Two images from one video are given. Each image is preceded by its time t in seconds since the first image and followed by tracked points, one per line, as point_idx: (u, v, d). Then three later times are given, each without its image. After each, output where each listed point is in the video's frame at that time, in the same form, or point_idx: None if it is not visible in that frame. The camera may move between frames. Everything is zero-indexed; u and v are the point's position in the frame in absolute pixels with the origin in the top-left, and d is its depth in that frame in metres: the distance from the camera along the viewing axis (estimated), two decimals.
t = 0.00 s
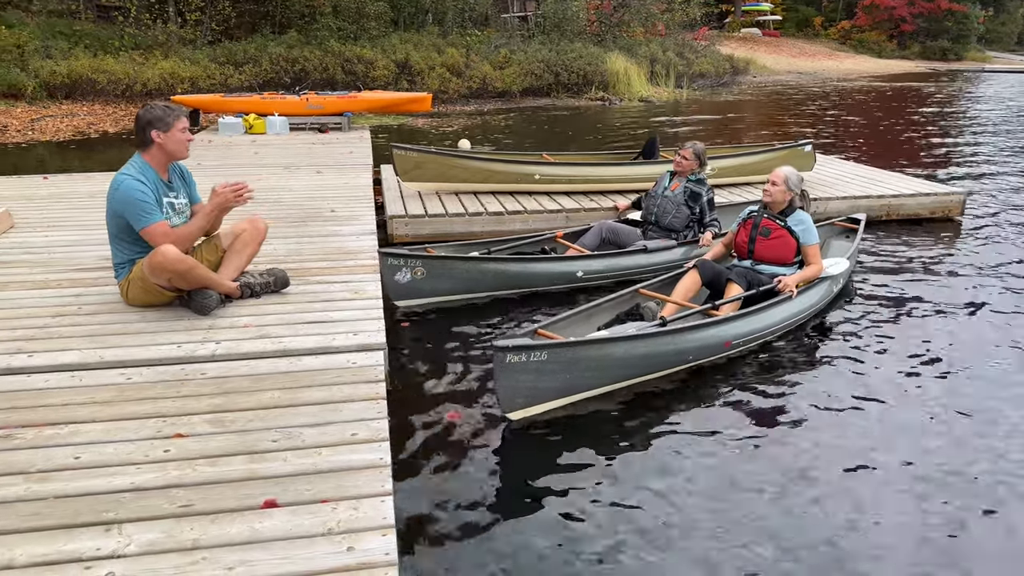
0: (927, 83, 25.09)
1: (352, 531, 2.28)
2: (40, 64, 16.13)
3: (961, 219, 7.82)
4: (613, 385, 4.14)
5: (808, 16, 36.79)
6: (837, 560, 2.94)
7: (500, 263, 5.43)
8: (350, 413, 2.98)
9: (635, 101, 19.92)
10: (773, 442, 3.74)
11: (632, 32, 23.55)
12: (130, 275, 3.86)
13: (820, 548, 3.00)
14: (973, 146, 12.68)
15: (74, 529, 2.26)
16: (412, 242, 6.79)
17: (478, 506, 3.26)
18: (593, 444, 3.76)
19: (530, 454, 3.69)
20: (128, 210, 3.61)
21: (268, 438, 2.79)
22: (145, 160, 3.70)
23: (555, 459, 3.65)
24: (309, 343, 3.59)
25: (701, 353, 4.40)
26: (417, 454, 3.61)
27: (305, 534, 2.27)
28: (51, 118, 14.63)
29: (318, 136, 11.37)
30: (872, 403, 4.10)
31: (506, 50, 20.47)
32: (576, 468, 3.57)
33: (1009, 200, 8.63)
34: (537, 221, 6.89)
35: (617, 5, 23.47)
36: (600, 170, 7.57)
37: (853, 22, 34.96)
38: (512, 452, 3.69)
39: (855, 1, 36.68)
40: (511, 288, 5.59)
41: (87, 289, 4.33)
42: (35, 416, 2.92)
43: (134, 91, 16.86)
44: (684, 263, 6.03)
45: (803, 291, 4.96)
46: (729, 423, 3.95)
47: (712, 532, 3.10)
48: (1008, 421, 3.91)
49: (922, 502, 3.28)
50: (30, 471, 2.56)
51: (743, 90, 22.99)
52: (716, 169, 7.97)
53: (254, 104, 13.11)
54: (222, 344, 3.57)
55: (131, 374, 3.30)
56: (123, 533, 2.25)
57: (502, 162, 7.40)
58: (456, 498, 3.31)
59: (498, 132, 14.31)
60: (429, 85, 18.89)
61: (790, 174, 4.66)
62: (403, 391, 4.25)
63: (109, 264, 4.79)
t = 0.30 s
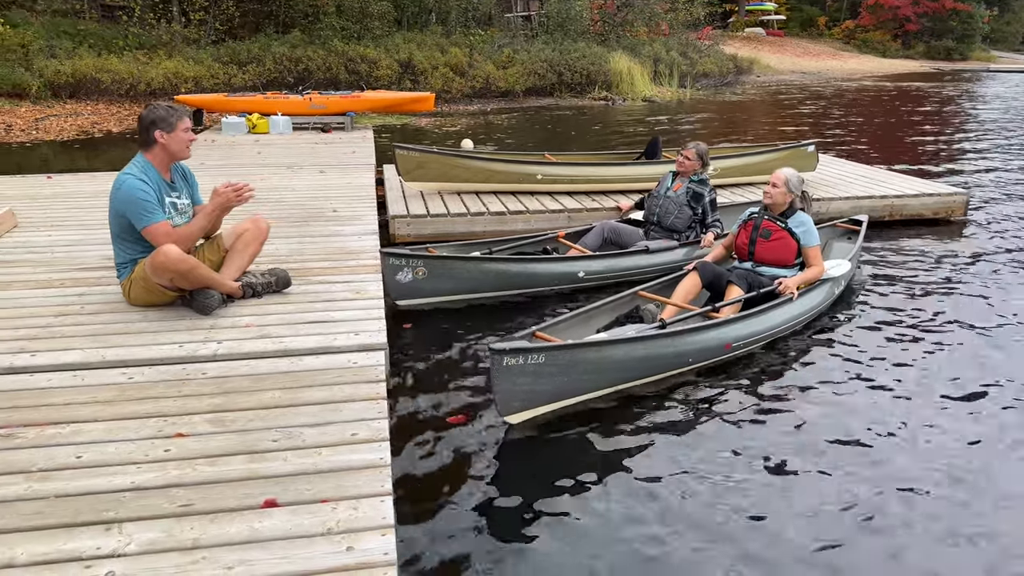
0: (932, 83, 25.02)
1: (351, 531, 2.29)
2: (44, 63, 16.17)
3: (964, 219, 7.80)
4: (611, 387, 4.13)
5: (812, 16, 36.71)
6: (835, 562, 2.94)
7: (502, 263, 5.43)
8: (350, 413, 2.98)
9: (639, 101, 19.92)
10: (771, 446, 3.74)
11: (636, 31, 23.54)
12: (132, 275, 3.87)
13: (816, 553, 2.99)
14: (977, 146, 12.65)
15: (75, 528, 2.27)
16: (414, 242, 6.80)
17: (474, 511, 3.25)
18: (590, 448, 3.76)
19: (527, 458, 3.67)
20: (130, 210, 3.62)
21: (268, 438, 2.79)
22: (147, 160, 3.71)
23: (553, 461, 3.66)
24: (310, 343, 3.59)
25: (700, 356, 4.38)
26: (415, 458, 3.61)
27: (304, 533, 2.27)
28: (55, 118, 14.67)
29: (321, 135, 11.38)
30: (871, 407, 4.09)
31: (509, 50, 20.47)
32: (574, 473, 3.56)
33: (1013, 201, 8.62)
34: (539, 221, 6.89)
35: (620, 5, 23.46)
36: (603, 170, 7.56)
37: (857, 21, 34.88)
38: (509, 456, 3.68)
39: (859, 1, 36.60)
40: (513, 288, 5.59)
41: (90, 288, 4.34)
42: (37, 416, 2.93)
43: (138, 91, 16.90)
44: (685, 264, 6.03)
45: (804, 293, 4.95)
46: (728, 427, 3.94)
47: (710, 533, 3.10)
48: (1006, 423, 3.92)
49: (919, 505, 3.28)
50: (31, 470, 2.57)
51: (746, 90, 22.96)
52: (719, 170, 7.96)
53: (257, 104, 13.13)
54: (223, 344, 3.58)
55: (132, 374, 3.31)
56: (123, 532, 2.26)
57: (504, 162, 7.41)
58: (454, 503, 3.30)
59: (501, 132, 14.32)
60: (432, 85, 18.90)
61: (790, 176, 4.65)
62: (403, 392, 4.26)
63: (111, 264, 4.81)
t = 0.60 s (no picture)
0: (935, 83, 24.99)
1: (351, 531, 2.30)
2: (47, 63, 16.21)
3: (966, 220, 7.80)
4: (611, 391, 4.13)
5: (815, 16, 36.64)
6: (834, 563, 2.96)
7: (504, 264, 5.44)
8: (351, 414, 2.99)
9: (641, 101, 19.93)
10: (770, 449, 3.73)
11: (638, 31, 23.55)
12: (135, 275, 3.88)
13: (815, 555, 3.00)
14: (979, 146, 12.63)
15: (76, 528, 2.28)
16: (416, 243, 6.81)
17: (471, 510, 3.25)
18: (592, 449, 3.76)
19: (525, 460, 3.66)
20: (131, 210, 3.63)
21: (269, 439, 2.80)
22: (148, 161, 3.73)
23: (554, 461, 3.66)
24: (312, 343, 3.60)
25: (699, 358, 4.38)
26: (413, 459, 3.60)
27: (305, 534, 2.29)
28: (58, 118, 14.71)
29: (324, 136, 11.40)
30: (871, 411, 4.09)
31: (512, 50, 20.47)
32: (573, 473, 3.56)
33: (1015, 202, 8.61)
34: (540, 222, 6.90)
35: (623, 5, 23.48)
36: (604, 171, 7.57)
37: (860, 21, 34.85)
38: (508, 457, 3.67)
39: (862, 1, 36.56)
40: (514, 289, 5.60)
41: (92, 289, 4.35)
42: (39, 416, 2.94)
43: (141, 90, 16.93)
44: (686, 265, 6.04)
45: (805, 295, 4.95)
46: (727, 429, 3.94)
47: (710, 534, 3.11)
48: (1006, 426, 3.92)
49: (919, 509, 3.28)
50: (34, 470, 2.58)
51: (749, 90, 22.94)
52: (720, 170, 7.97)
53: (260, 104, 13.15)
54: (225, 344, 3.60)
55: (134, 374, 3.32)
56: (125, 532, 2.28)
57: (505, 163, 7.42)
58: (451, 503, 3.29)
59: (503, 132, 14.34)
60: (435, 85, 18.92)
61: (790, 178, 4.65)
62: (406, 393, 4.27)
63: (114, 264, 4.82)
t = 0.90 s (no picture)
0: (937, 84, 24.95)
1: (354, 530, 2.31)
2: (51, 63, 16.25)
3: (968, 221, 7.79)
4: (611, 394, 4.12)
5: (818, 16, 36.58)
6: (834, 563, 2.96)
7: (506, 264, 5.46)
8: (354, 413, 3.00)
9: (643, 101, 19.93)
10: (771, 451, 3.72)
11: (641, 31, 23.53)
12: (138, 275, 3.90)
13: (815, 556, 3.00)
14: (982, 147, 12.61)
15: (81, 527, 2.30)
16: (418, 243, 6.83)
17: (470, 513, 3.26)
18: (592, 451, 3.76)
19: (525, 463, 3.66)
20: (134, 210, 3.65)
21: (272, 438, 2.82)
22: (152, 161, 3.74)
23: (555, 464, 3.66)
24: (314, 343, 3.62)
25: (700, 362, 4.37)
26: (414, 462, 3.60)
27: (308, 532, 2.30)
28: (61, 118, 14.74)
29: (326, 136, 11.42)
30: (871, 412, 4.08)
31: (514, 50, 20.48)
32: (572, 475, 3.57)
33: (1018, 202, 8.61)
34: (543, 222, 6.91)
35: (625, 5, 23.48)
36: (606, 171, 7.58)
37: (863, 21, 34.82)
38: (508, 460, 3.66)
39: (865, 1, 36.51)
40: (517, 289, 5.62)
41: (96, 289, 4.37)
42: (43, 415, 2.96)
43: (144, 90, 16.96)
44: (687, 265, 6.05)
45: (806, 297, 4.96)
46: (728, 431, 3.93)
47: (710, 535, 3.12)
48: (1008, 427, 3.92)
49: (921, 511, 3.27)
50: (39, 468, 2.60)
51: (752, 90, 22.91)
52: (722, 171, 7.98)
53: (262, 104, 13.17)
54: (228, 344, 3.61)
55: (138, 373, 3.34)
56: (128, 531, 2.29)
57: (507, 163, 7.43)
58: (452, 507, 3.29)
59: (505, 132, 14.34)
60: (437, 85, 18.93)
61: (791, 180, 4.67)
62: (407, 392, 4.29)
63: (118, 264, 4.84)
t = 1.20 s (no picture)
0: (939, 85, 24.94)
1: (356, 530, 2.32)
2: (54, 64, 16.30)
3: (970, 222, 7.78)
4: (611, 397, 4.10)
5: (820, 16, 36.55)
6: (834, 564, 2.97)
7: (508, 265, 5.47)
8: (356, 414, 3.01)
9: (645, 102, 19.93)
10: (771, 456, 3.71)
11: (643, 32, 23.54)
12: (141, 276, 3.91)
13: (816, 558, 3.00)
14: (985, 148, 12.58)
15: (85, 527, 2.31)
16: (420, 244, 6.84)
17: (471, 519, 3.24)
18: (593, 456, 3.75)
19: (524, 468, 3.64)
20: (138, 211, 3.66)
21: (275, 439, 2.83)
22: (156, 162, 3.75)
23: (554, 468, 3.65)
24: (317, 344, 3.63)
25: (700, 364, 4.36)
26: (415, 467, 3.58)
27: (310, 533, 2.31)
28: (64, 118, 14.77)
29: (328, 136, 11.44)
30: (874, 415, 4.07)
31: (516, 50, 20.49)
32: (573, 479, 3.56)
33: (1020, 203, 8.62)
34: (544, 223, 6.91)
35: (627, 5, 23.49)
36: (608, 172, 7.59)
37: (865, 22, 34.82)
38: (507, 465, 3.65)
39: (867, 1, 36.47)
40: (518, 289, 5.63)
41: (100, 289, 4.39)
42: (47, 415, 2.97)
43: (146, 91, 16.99)
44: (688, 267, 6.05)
45: (806, 300, 4.96)
46: (728, 434, 3.92)
47: (711, 536, 3.12)
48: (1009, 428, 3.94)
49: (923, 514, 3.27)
50: (44, 468, 2.61)
51: (753, 91, 22.90)
52: (724, 172, 7.98)
53: (265, 105, 13.19)
54: (231, 345, 3.62)
55: (141, 374, 3.35)
56: (132, 531, 2.30)
57: (509, 164, 7.44)
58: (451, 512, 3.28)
59: (507, 133, 14.34)
60: (439, 86, 18.93)
61: (792, 182, 4.67)
62: (408, 393, 4.29)
63: (121, 264, 4.85)
